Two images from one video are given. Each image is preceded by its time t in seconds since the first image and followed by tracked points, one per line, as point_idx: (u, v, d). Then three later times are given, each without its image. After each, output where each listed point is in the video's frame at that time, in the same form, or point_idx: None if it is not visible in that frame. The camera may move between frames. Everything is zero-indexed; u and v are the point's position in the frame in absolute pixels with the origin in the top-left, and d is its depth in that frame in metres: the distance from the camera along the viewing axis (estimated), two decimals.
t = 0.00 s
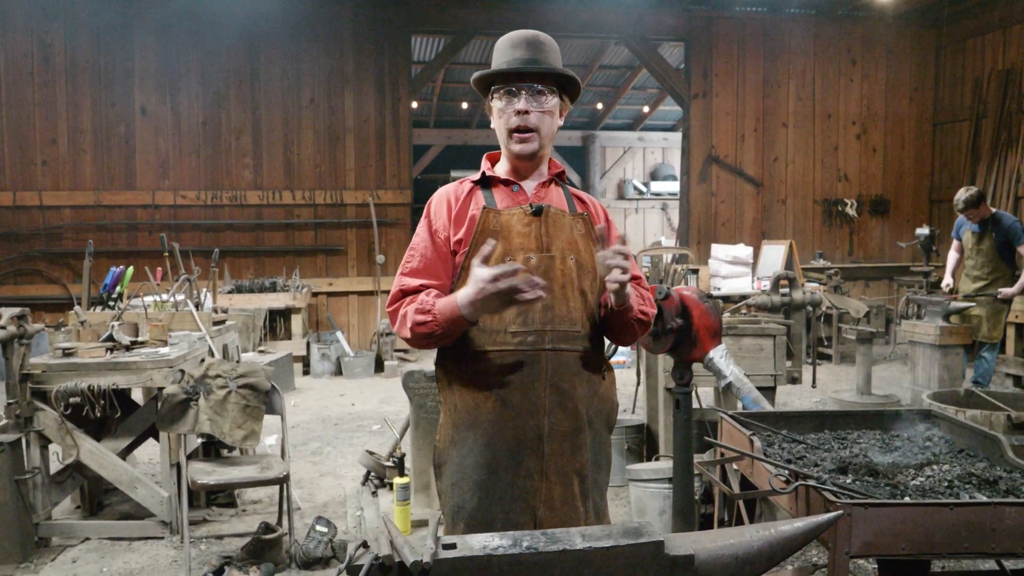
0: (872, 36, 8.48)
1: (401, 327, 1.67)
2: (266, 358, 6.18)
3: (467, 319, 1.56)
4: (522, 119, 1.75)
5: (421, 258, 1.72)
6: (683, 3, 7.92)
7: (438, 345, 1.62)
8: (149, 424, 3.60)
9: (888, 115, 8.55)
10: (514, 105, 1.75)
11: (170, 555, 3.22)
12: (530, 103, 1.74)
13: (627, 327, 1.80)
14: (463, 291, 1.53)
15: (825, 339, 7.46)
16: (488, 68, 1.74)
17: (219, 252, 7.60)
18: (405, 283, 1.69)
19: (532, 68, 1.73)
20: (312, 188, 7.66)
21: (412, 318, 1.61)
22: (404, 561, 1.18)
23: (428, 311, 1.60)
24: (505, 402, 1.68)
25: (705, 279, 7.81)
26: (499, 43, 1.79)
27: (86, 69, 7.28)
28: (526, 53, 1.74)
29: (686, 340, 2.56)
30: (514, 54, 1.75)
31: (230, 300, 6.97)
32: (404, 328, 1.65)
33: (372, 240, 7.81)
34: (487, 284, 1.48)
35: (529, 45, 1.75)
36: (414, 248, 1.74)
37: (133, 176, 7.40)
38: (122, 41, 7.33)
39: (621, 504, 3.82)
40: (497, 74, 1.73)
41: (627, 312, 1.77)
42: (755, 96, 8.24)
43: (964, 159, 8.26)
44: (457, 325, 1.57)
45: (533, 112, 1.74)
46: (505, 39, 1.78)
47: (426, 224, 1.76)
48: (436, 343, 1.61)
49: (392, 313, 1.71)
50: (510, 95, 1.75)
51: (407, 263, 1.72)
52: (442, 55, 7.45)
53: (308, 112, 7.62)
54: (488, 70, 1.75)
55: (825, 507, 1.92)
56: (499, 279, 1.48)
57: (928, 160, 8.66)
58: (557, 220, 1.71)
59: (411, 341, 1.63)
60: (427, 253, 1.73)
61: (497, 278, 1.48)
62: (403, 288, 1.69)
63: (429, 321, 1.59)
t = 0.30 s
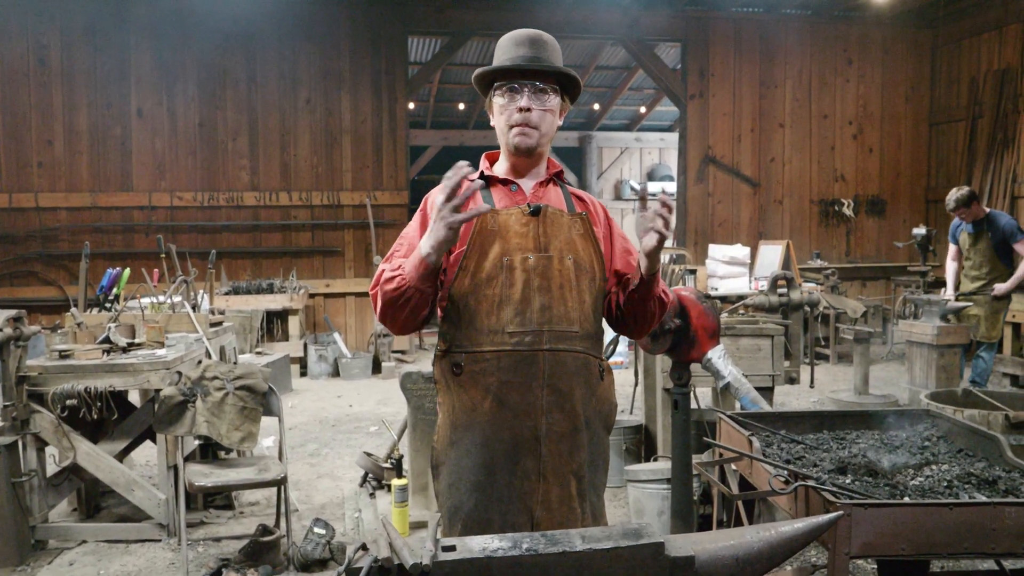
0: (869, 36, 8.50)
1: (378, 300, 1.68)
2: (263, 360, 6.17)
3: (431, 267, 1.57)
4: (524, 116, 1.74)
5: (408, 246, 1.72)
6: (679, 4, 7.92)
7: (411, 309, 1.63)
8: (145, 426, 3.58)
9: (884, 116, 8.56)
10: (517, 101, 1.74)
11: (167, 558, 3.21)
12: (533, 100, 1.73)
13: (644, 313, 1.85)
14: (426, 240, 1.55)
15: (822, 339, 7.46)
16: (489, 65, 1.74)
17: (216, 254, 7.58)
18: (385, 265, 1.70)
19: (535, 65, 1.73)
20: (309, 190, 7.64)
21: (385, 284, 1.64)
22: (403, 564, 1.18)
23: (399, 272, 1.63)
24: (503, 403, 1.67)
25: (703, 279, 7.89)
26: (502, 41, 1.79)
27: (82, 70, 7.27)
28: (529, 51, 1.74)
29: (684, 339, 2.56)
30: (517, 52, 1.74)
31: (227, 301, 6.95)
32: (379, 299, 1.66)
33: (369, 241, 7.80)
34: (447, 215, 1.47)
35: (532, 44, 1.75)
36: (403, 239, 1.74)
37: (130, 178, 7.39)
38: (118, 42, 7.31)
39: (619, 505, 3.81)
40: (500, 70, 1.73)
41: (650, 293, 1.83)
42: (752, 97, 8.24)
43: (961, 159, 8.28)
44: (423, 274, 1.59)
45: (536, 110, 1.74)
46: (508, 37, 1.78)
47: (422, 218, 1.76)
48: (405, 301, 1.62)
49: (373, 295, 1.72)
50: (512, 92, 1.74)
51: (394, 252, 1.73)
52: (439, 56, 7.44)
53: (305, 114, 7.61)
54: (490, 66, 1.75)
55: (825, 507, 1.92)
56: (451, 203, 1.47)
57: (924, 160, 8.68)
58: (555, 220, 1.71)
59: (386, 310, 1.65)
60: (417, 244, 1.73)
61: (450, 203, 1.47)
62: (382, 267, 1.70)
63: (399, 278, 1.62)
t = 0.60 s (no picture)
0: (865, 37, 8.51)
1: (400, 319, 1.66)
2: (260, 363, 6.16)
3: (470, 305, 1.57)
4: (526, 119, 1.73)
5: (420, 257, 1.70)
6: (676, 5, 7.92)
7: (439, 333, 1.63)
8: (143, 430, 3.56)
9: (881, 116, 8.58)
10: (519, 105, 1.74)
11: (164, 562, 3.20)
12: (535, 104, 1.73)
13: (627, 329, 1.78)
14: (473, 279, 1.55)
15: (820, 340, 7.47)
16: (492, 67, 1.73)
17: (212, 256, 7.56)
18: (404, 280, 1.67)
19: (538, 68, 1.71)
20: (305, 192, 7.63)
21: (414, 305, 1.61)
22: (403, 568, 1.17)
23: (431, 298, 1.61)
24: (503, 406, 1.67)
25: (701, 280, 7.94)
26: (505, 43, 1.78)
27: (78, 73, 7.25)
28: (532, 53, 1.73)
29: (684, 340, 2.55)
30: (520, 53, 1.73)
31: (223, 304, 6.93)
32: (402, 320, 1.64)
33: (366, 243, 7.78)
34: (523, 275, 1.53)
35: (535, 45, 1.74)
36: (413, 247, 1.72)
37: (126, 180, 7.37)
38: (114, 44, 7.30)
39: (618, 506, 3.81)
40: (503, 73, 1.72)
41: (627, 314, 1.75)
42: (749, 98, 8.25)
43: (957, 159, 8.29)
44: (462, 310, 1.59)
45: (538, 113, 1.73)
46: (511, 38, 1.76)
47: (425, 222, 1.75)
48: (434, 327, 1.61)
49: (391, 310, 1.70)
50: (516, 94, 1.74)
51: (405, 262, 1.70)
52: (436, 57, 7.44)
53: (302, 116, 7.60)
54: (493, 68, 1.74)
55: (826, 508, 1.91)
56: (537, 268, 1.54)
57: (921, 160, 8.70)
58: (557, 222, 1.70)
59: (410, 330, 1.63)
60: (427, 252, 1.71)
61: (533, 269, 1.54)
62: (401, 285, 1.67)
63: (431, 305, 1.60)
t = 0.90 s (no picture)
0: (859, 38, 8.54)
1: (393, 326, 1.66)
2: (255, 364, 6.15)
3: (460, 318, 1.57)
4: (514, 117, 1.74)
5: (411, 261, 1.70)
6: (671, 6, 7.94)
7: (429, 341, 1.63)
8: (136, 431, 3.55)
9: (875, 117, 8.60)
10: (506, 103, 1.74)
11: (157, 563, 3.18)
12: (522, 101, 1.73)
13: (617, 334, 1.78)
14: (463, 292, 1.55)
15: (814, 341, 7.49)
16: (479, 67, 1.72)
17: (206, 257, 7.54)
18: (396, 286, 1.67)
19: (523, 66, 1.71)
20: (300, 193, 7.62)
21: (405, 313, 1.62)
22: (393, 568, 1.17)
23: (422, 307, 1.61)
24: (495, 407, 1.67)
25: (695, 280, 7.96)
26: (490, 41, 1.77)
27: (71, 74, 7.22)
28: (518, 51, 1.73)
29: (676, 341, 2.56)
30: (505, 52, 1.73)
31: (218, 305, 6.91)
32: (395, 327, 1.65)
33: (361, 244, 7.77)
34: (511, 291, 1.53)
35: (521, 43, 1.73)
36: (404, 251, 1.72)
37: (120, 181, 7.35)
38: (107, 44, 7.28)
39: (612, 507, 3.81)
40: (488, 73, 1.72)
41: (616, 321, 1.74)
42: (743, 99, 8.27)
43: (951, 161, 8.32)
44: (450, 322, 1.59)
45: (525, 111, 1.73)
46: (496, 36, 1.76)
47: (416, 225, 1.75)
48: (423, 337, 1.61)
49: (384, 316, 1.70)
50: (502, 93, 1.74)
51: (397, 266, 1.71)
52: (431, 57, 7.43)
53: (296, 116, 7.58)
54: (479, 68, 1.74)
55: (819, 509, 1.91)
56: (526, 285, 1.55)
57: (914, 161, 8.72)
58: (549, 223, 1.69)
59: (400, 337, 1.64)
60: (417, 255, 1.71)
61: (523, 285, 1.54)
62: (394, 291, 1.68)
63: (422, 314, 1.61)
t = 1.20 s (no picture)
0: (867, 40, 8.50)
1: (394, 327, 1.66)
2: (260, 363, 6.16)
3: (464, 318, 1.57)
4: (513, 119, 1.73)
5: (412, 263, 1.70)
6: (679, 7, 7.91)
7: (431, 343, 1.62)
8: (139, 429, 3.56)
9: (883, 120, 8.55)
10: (504, 105, 1.73)
11: (159, 562, 3.19)
12: (520, 103, 1.72)
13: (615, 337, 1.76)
14: (468, 291, 1.54)
15: (821, 344, 7.44)
16: (476, 70, 1.72)
17: (213, 256, 7.56)
18: (398, 288, 1.67)
19: (521, 68, 1.70)
20: (307, 192, 7.63)
21: (407, 314, 1.61)
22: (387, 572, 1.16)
23: (425, 308, 1.61)
24: (494, 410, 1.66)
25: (701, 282, 7.92)
26: (487, 44, 1.77)
27: (80, 73, 7.26)
28: (514, 53, 1.72)
29: (679, 345, 2.55)
30: (502, 54, 1.72)
31: (224, 304, 6.93)
32: (397, 328, 1.64)
33: (367, 243, 7.78)
34: (519, 292, 1.52)
35: (517, 45, 1.72)
36: (406, 254, 1.72)
37: (128, 180, 7.38)
38: (116, 44, 7.31)
39: (614, 510, 3.79)
40: (486, 76, 1.71)
41: (613, 322, 1.72)
42: (751, 101, 8.24)
43: (960, 164, 8.26)
44: (454, 322, 1.58)
45: (524, 113, 1.72)
46: (492, 40, 1.76)
47: (417, 228, 1.75)
48: (425, 337, 1.61)
49: (385, 318, 1.70)
50: (499, 96, 1.73)
51: (398, 268, 1.70)
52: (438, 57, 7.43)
53: (303, 116, 7.60)
54: (477, 71, 1.73)
55: (819, 515, 1.90)
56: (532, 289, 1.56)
57: (923, 164, 8.67)
58: (549, 225, 1.69)
59: (403, 338, 1.63)
60: (418, 258, 1.71)
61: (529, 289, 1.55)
62: (395, 293, 1.67)
63: (425, 314, 1.60)
